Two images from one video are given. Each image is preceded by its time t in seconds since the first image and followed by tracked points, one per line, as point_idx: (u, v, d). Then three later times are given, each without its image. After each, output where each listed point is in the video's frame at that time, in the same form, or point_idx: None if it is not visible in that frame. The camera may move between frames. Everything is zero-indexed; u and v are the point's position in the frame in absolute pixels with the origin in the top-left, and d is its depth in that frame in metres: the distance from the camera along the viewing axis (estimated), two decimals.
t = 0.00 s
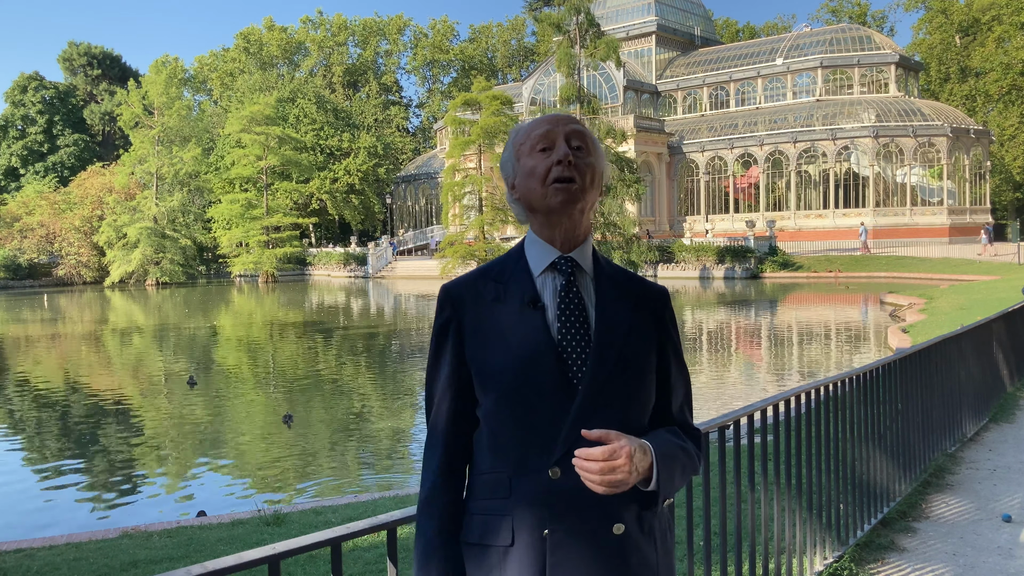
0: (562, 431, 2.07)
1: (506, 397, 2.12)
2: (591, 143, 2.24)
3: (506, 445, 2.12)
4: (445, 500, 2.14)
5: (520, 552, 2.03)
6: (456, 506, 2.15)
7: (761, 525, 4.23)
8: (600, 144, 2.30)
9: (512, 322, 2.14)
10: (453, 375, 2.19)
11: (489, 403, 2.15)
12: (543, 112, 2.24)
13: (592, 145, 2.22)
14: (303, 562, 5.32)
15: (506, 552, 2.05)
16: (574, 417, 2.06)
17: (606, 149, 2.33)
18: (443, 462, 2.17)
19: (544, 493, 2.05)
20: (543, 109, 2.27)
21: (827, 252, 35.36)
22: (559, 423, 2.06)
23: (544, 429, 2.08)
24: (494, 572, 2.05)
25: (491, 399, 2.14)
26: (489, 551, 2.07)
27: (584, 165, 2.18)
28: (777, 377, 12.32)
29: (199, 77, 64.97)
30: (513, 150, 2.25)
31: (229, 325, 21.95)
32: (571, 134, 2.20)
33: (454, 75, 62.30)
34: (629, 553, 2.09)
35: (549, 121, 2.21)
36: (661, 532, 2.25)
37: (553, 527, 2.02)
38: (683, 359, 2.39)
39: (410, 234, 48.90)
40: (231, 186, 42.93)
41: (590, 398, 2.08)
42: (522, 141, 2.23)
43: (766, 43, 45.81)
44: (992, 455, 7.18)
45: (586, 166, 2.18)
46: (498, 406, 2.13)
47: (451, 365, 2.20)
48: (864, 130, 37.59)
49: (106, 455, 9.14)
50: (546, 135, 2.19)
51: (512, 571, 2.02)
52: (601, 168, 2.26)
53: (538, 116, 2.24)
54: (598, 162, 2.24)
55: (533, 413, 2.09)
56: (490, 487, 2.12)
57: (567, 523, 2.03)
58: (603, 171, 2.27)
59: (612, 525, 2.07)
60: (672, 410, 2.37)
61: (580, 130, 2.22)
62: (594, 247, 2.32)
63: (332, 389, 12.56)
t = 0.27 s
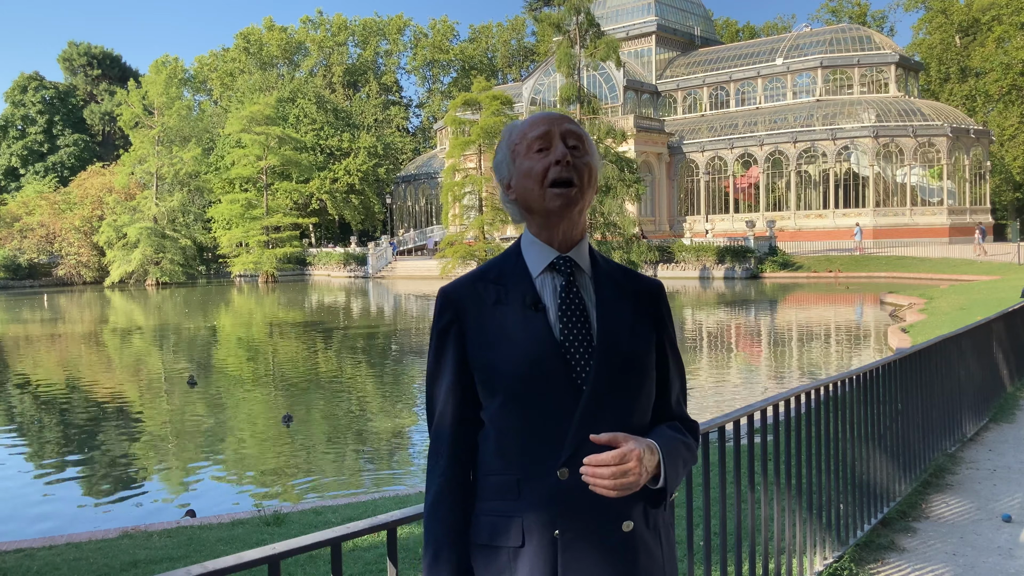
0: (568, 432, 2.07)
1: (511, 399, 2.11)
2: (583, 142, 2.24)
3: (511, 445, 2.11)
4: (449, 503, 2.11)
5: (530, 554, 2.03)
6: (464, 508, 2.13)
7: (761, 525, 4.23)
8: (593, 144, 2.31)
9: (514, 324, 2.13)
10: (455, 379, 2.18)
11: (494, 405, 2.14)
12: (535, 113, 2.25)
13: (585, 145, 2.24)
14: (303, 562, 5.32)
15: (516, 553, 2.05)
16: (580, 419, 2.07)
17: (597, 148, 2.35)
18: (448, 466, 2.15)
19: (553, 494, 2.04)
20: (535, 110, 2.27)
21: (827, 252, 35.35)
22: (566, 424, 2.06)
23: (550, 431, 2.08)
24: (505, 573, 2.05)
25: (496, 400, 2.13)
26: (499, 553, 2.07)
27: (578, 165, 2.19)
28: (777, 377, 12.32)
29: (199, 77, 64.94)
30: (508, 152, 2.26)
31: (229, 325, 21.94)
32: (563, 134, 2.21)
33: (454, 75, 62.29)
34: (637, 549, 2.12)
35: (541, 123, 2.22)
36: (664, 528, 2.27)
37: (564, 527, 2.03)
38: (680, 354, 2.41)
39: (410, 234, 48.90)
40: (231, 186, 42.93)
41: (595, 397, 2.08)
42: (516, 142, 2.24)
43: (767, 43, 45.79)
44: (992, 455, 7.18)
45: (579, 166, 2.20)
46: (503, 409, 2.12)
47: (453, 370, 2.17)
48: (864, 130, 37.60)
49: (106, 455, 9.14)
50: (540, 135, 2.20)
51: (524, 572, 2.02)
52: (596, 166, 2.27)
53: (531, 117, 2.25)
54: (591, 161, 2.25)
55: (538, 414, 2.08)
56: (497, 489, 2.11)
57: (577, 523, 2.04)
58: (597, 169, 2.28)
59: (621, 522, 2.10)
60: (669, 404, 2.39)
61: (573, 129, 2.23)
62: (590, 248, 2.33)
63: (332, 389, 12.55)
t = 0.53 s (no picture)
0: (571, 432, 2.08)
1: (515, 397, 2.10)
2: (579, 142, 2.23)
3: (515, 444, 2.11)
4: (449, 500, 2.12)
5: (537, 553, 2.03)
6: (469, 508, 2.13)
7: (761, 526, 4.23)
8: (589, 144, 2.30)
9: (516, 325, 2.13)
10: (455, 379, 2.17)
11: (496, 405, 2.14)
12: (529, 114, 2.25)
13: (580, 145, 2.23)
14: (303, 562, 5.32)
15: (522, 552, 2.05)
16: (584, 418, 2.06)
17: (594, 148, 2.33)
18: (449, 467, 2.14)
19: (558, 494, 2.04)
20: (529, 111, 2.27)
21: (827, 252, 35.35)
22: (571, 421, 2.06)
23: (554, 430, 2.08)
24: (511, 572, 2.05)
25: (499, 400, 2.13)
26: (505, 552, 2.07)
27: (572, 164, 2.18)
28: (777, 377, 12.33)
29: (198, 77, 64.93)
30: (503, 154, 2.26)
31: (229, 325, 21.95)
32: (558, 134, 2.20)
33: (454, 75, 62.27)
34: (642, 545, 2.13)
35: (536, 123, 2.21)
36: (667, 523, 2.28)
37: (569, 526, 2.03)
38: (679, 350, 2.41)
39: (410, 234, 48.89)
40: (231, 186, 42.94)
41: (599, 395, 2.09)
42: (512, 144, 2.24)
43: (767, 43, 45.79)
44: (992, 455, 7.18)
45: (574, 167, 2.19)
46: (506, 410, 2.12)
47: (455, 371, 2.17)
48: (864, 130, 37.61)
49: (105, 455, 9.13)
50: (535, 136, 2.19)
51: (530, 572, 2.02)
52: (591, 167, 2.26)
53: (524, 118, 2.25)
54: (587, 160, 2.24)
55: (541, 414, 2.09)
56: (502, 490, 2.11)
57: (581, 523, 2.05)
58: (593, 169, 2.26)
59: (626, 521, 2.11)
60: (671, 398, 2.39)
61: (568, 130, 2.22)
62: (589, 247, 2.32)
63: (333, 389, 12.55)
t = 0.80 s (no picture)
0: (572, 428, 2.08)
1: (518, 394, 2.10)
2: (589, 145, 2.24)
3: (516, 442, 2.11)
4: (447, 495, 2.13)
5: (536, 551, 2.03)
6: (468, 504, 2.13)
7: (761, 525, 4.22)
8: (597, 148, 2.30)
9: (517, 322, 2.13)
10: (457, 376, 2.18)
11: (496, 401, 2.15)
12: (539, 114, 2.25)
13: (590, 148, 2.23)
14: (302, 562, 5.32)
15: (521, 548, 2.04)
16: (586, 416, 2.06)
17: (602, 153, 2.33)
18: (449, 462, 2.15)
19: (559, 490, 2.04)
20: (539, 112, 2.27)
21: (827, 252, 35.35)
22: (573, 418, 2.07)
23: (556, 426, 2.08)
24: (509, 569, 2.04)
25: (500, 396, 2.14)
26: (503, 548, 2.06)
27: (581, 165, 2.18)
28: (777, 377, 12.33)
29: (198, 77, 64.92)
30: (511, 152, 2.25)
31: (229, 325, 21.95)
32: (569, 135, 2.21)
33: (454, 75, 62.27)
34: (641, 544, 2.13)
35: (546, 123, 2.22)
36: (666, 522, 2.27)
37: (569, 523, 2.03)
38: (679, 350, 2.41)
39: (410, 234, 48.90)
40: (231, 186, 42.94)
41: (601, 392, 2.09)
42: (521, 142, 2.23)
43: (767, 43, 45.79)
44: (992, 455, 7.18)
45: (584, 169, 2.19)
46: (508, 408, 2.12)
47: (456, 366, 2.17)
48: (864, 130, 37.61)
49: (105, 455, 9.13)
50: (545, 135, 2.19)
51: (529, 568, 2.02)
52: (599, 170, 2.26)
53: (535, 118, 2.25)
54: (597, 164, 2.24)
55: (543, 410, 2.09)
56: (501, 486, 2.11)
57: (580, 519, 2.04)
58: (603, 173, 2.26)
59: (626, 516, 2.10)
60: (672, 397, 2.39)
61: (579, 132, 2.23)
62: (592, 248, 2.31)
63: (332, 389, 12.55)
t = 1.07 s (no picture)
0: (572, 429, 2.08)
1: (517, 395, 2.11)
2: (584, 143, 2.24)
3: (516, 443, 2.11)
4: (454, 500, 2.12)
5: (537, 553, 2.03)
6: (469, 506, 2.13)
7: (761, 526, 4.22)
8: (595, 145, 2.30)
9: (518, 322, 2.12)
10: (458, 376, 2.18)
11: (497, 404, 2.14)
12: (536, 110, 2.24)
13: (585, 146, 2.23)
14: (302, 562, 5.32)
15: (523, 549, 2.05)
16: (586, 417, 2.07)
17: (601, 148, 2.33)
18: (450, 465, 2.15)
19: (559, 491, 2.04)
20: (536, 109, 2.26)
21: (827, 252, 35.35)
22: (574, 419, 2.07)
23: (556, 428, 2.08)
24: (511, 570, 2.05)
25: (501, 397, 2.13)
26: (506, 550, 2.06)
27: (578, 165, 2.18)
28: (776, 377, 12.33)
29: (198, 77, 64.92)
30: (507, 150, 2.25)
31: (229, 325, 21.95)
32: (564, 134, 2.20)
33: (454, 75, 62.26)
34: (641, 544, 2.13)
35: (542, 121, 2.21)
36: (667, 523, 2.27)
37: (569, 525, 2.03)
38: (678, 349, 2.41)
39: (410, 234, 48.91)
40: (231, 186, 42.96)
41: (601, 394, 2.09)
42: (516, 141, 2.23)
43: (766, 43, 45.79)
44: (992, 455, 7.19)
45: (580, 169, 2.19)
46: (510, 407, 2.12)
47: (456, 367, 2.17)
48: (864, 130, 37.62)
49: (106, 455, 9.13)
50: (540, 135, 2.19)
51: (530, 570, 2.02)
52: (594, 167, 2.27)
53: (531, 116, 2.24)
54: (592, 164, 2.24)
55: (543, 411, 2.09)
56: (502, 487, 2.11)
57: (579, 523, 2.05)
58: (598, 172, 2.27)
59: (626, 518, 2.11)
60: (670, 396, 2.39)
61: (574, 130, 2.23)
62: (590, 246, 2.32)
63: (332, 389, 12.55)
